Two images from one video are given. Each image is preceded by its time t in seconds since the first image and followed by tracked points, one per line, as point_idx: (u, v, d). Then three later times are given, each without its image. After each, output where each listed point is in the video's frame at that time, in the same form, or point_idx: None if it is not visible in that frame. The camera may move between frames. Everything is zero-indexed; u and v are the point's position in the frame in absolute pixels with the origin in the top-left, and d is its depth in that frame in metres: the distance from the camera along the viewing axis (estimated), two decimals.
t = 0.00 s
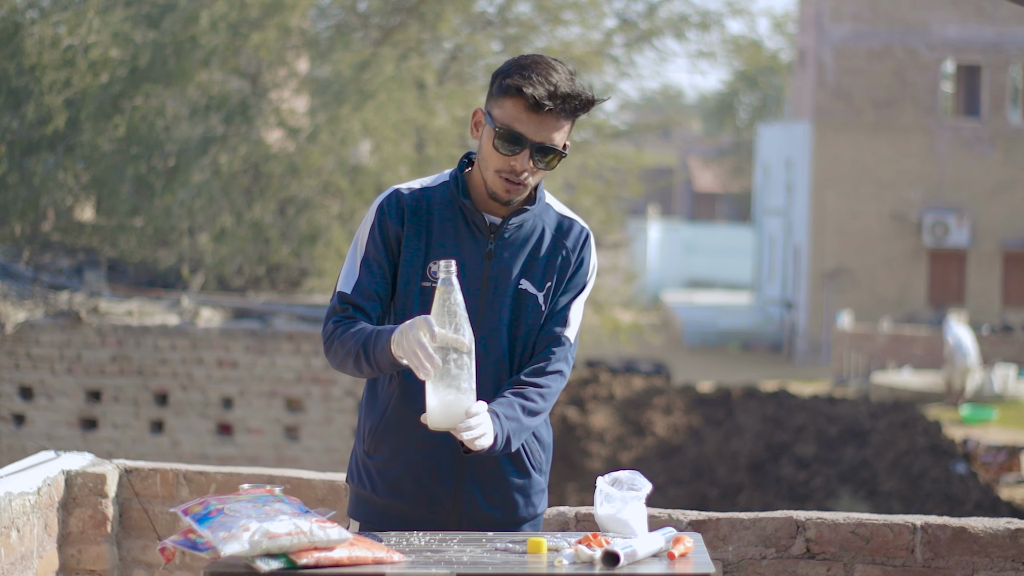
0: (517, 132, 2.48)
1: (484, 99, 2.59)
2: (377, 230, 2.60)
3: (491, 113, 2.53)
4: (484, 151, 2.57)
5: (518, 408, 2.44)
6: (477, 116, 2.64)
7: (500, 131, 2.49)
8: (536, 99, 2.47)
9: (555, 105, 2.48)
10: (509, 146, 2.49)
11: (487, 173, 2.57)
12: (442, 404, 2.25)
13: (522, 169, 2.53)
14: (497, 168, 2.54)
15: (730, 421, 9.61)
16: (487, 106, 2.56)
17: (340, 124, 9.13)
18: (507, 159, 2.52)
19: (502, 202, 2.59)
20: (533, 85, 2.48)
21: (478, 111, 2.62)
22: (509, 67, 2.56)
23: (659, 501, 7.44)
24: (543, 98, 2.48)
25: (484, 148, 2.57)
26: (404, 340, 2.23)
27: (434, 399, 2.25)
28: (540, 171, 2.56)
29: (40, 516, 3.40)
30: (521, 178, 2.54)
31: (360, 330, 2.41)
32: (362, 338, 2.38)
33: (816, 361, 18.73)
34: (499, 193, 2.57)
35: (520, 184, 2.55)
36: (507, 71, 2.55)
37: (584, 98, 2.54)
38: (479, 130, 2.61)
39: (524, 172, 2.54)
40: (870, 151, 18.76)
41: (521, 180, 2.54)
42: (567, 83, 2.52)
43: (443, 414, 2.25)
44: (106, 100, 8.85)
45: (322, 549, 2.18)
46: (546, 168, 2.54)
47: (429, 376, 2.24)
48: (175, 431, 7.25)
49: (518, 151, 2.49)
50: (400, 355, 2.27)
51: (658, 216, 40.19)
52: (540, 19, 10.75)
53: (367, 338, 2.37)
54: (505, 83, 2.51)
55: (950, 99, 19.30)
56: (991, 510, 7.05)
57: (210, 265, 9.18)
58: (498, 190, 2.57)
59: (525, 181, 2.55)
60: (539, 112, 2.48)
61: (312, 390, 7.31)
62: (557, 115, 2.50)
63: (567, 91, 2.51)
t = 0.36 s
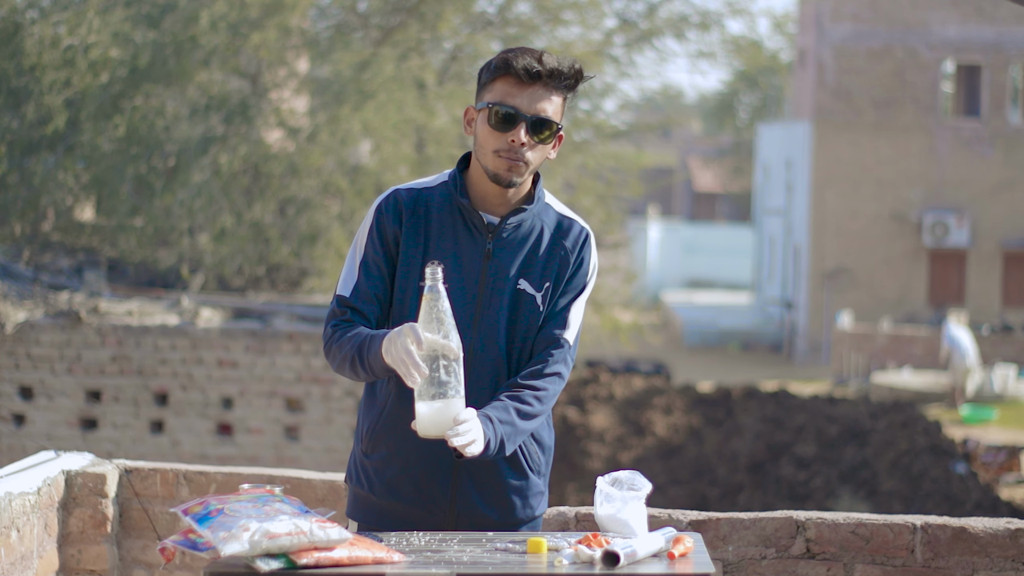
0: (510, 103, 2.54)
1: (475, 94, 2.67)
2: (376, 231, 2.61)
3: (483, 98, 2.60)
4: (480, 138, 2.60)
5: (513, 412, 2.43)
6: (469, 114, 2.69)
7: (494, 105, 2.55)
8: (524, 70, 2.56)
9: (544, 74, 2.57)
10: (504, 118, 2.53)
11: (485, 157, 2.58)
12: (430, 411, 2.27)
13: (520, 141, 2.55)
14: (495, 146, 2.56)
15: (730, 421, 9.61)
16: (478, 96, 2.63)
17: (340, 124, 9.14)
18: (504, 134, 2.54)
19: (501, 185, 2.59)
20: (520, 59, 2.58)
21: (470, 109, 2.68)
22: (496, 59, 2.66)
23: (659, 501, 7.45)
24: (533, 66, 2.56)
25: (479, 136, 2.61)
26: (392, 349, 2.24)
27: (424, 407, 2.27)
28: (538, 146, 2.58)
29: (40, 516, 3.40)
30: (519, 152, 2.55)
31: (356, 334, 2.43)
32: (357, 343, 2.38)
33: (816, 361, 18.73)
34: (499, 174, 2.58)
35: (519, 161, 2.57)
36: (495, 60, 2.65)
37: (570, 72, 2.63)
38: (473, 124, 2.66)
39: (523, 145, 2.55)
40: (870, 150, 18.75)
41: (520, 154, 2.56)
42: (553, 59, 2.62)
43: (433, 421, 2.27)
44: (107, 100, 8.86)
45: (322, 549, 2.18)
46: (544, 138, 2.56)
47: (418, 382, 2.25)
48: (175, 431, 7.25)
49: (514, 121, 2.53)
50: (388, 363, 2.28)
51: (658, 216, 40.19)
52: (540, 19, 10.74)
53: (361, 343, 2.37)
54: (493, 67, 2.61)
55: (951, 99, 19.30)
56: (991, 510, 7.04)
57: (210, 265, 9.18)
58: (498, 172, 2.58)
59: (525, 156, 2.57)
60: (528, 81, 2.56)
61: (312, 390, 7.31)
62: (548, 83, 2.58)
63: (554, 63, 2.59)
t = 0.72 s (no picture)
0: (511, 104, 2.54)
1: (472, 94, 2.65)
2: (374, 232, 2.62)
3: (482, 99, 2.59)
4: (480, 139, 2.59)
5: (514, 414, 2.43)
6: (465, 113, 2.68)
7: (495, 108, 2.55)
8: (525, 70, 2.55)
9: (543, 73, 2.56)
10: (507, 120, 2.53)
11: (486, 158, 2.58)
12: (431, 416, 2.29)
13: (522, 143, 2.56)
14: (497, 148, 2.56)
15: (730, 421, 9.62)
16: (476, 97, 2.62)
17: (340, 124, 9.14)
18: (506, 135, 2.55)
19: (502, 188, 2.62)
20: (519, 59, 2.57)
21: (466, 108, 2.67)
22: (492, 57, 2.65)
23: (659, 501, 7.46)
24: (533, 66, 2.56)
25: (479, 138, 2.60)
26: (392, 353, 2.25)
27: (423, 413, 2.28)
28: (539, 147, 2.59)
29: (40, 516, 3.40)
30: (521, 152, 2.56)
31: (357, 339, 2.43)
32: (359, 345, 2.38)
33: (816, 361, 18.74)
34: (502, 174, 2.59)
35: (521, 162, 2.58)
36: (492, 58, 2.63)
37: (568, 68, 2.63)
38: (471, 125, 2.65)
39: (525, 146, 2.56)
40: (870, 150, 18.75)
41: (523, 155, 2.57)
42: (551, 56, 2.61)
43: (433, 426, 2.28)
44: (107, 100, 8.86)
45: (322, 549, 2.18)
46: (546, 138, 2.58)
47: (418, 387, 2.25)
48: (175, 431, 7.25)
49: (516, 123, 2.53)
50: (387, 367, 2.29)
51: (658, 216, 40.20)
52: (540, 19, 10.75)
53: (362, 345, 2.37)
54: (491, 67, 2.59)
55: (950, 99, 19.30)
56: (991, 510, 7.04)
57: (210, 265, 9.18)
58: (500, 173, 2.59)
59: (526, 156, 2.58)
60: (529, 82, 2.56)
61: (312, 390, 7.31)
62: (547, 83, 2.58)
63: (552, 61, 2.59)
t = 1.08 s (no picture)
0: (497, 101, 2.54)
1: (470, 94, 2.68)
2: (372, 234, 2.62)
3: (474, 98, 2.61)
4: (469, 137, 2.61)
5: (528, 408, 2.45)
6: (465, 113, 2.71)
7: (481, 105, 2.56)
8: (515, 70, 2.55)
9: (532, 75, 2.56)
10: (490, 118, 2.54)
11: (472, 156, 2.60)
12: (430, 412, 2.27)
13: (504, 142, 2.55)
14: (481, 145, 2.57)
15: (730, 421, 9.61)
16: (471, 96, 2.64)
17: (340, 124, 9.15)
18: (490, 133, 2.55)
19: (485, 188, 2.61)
20: (512, 60, 2.58)
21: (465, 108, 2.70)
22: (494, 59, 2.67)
23: (659, 501, 7.46)
24: (524, 67, 2.56)
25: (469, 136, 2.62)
26: (389, 352, 2.24)
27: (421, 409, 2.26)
28: (525, 148, 2.57)
29: (40, 516, 3.40)
30: (504, 152, 2.55)
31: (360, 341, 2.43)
32: (362, 347, 2.39)
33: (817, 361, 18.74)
34: (484, 173, 2.58)
35: (505, 162, 2.57)
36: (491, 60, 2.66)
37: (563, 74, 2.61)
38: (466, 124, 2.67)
39: (507, 146, 2.55)
40: (870, 151, 18.75)
41: (506, 155, 2.56)
42: (547, 60, 2.61)
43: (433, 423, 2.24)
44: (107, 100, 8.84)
45: (322, 549, 2.18)
46: (529, 140, 2.55)
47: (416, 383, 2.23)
48: (175, 431, 7.25)
49: (498, 121, 2.53)
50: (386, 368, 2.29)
51: (658, 216, 40.19)
52: (540, 19, 10.74)
53: (365, 347, 2.38)
54: (486, 67, 2.61)
55: (950, 99, 19.30)
56: (991, 510, 7.04)
57: (210, 265, 9.18)
58: (483, 171, 2.58)
59: (509, 156, 2.56)
60: (518, 82, 2.56)
61: (312, 390, 7.31)
62: (537, 85, 2.57)
63: (546, 65, 2.58)
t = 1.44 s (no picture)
0: (468, 108, 2.55)
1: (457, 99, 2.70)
2: (369, 238, 2.63)
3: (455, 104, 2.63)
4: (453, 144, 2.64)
5: (522, 419, 2.45)
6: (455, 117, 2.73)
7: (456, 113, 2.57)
8: (486, 76, 2.55)
9: (502, 80, 2.54)
10: (464, 127, 2.55)
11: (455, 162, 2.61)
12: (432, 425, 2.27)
13: (480, 147, 2.55)
14: (460, 152, 2.58)
15: (730, 421, 9.61)
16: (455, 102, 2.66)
17: (340, 125, 9.15)
18: (466, 139, 2.56)
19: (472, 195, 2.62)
20: (484, 67, 2.57)
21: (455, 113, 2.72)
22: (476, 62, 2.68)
23: (659, 501, 7.47)
24: (491, 72, 2.55)
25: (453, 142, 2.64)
26: (393, 365, 2.27)
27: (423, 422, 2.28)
28: (503, 151, 2.56)
29: (40, 516, 3.40)
30: (482, 157, 2.56)
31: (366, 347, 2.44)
32: (366, 354, 2.40)
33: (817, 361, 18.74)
34: (464, 179, 2.59)
35: (484, 166, 2.57)
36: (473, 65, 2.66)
37: (537, 74, 2.58)
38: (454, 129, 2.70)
39: (483, 150, 2.56)
40: (870, 151, 18.75)
41: (483, 159, 2.56)
42: (522, 62, 2.59)
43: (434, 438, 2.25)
44: (107, 100, 8.83)
45: (322, 549, 2.18)
46: (504, 143, 2.54)
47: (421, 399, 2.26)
48: (175, 431, 7.25)
49: (471, 129, 2.54)
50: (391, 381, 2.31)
51: (658, 216, 40.16)
52: (540, 19, 10.74)
53: (368, 356, 2.39)
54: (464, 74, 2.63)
55: (950, 99, 19.32)
56: (991, 510, 7.04)
57: (210, 265, 9.18)
58: (464, 176, 2.59)
59: (487, 160, 2.56)
60: (490, 88, 2.55)
61: (312, 390, 7.31)
62: (508, 88, 2.55)
63: (518, 69, 2.56)
